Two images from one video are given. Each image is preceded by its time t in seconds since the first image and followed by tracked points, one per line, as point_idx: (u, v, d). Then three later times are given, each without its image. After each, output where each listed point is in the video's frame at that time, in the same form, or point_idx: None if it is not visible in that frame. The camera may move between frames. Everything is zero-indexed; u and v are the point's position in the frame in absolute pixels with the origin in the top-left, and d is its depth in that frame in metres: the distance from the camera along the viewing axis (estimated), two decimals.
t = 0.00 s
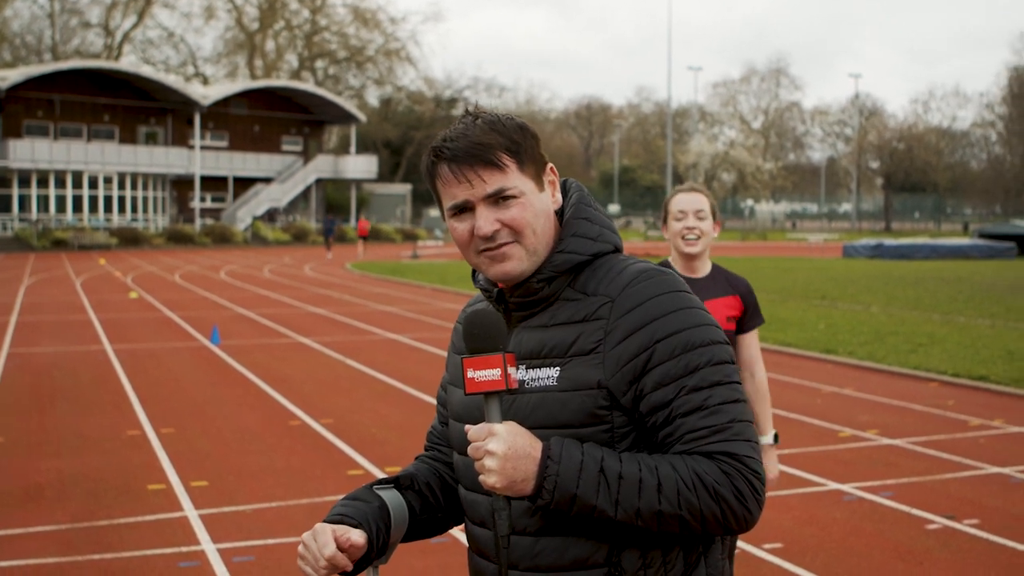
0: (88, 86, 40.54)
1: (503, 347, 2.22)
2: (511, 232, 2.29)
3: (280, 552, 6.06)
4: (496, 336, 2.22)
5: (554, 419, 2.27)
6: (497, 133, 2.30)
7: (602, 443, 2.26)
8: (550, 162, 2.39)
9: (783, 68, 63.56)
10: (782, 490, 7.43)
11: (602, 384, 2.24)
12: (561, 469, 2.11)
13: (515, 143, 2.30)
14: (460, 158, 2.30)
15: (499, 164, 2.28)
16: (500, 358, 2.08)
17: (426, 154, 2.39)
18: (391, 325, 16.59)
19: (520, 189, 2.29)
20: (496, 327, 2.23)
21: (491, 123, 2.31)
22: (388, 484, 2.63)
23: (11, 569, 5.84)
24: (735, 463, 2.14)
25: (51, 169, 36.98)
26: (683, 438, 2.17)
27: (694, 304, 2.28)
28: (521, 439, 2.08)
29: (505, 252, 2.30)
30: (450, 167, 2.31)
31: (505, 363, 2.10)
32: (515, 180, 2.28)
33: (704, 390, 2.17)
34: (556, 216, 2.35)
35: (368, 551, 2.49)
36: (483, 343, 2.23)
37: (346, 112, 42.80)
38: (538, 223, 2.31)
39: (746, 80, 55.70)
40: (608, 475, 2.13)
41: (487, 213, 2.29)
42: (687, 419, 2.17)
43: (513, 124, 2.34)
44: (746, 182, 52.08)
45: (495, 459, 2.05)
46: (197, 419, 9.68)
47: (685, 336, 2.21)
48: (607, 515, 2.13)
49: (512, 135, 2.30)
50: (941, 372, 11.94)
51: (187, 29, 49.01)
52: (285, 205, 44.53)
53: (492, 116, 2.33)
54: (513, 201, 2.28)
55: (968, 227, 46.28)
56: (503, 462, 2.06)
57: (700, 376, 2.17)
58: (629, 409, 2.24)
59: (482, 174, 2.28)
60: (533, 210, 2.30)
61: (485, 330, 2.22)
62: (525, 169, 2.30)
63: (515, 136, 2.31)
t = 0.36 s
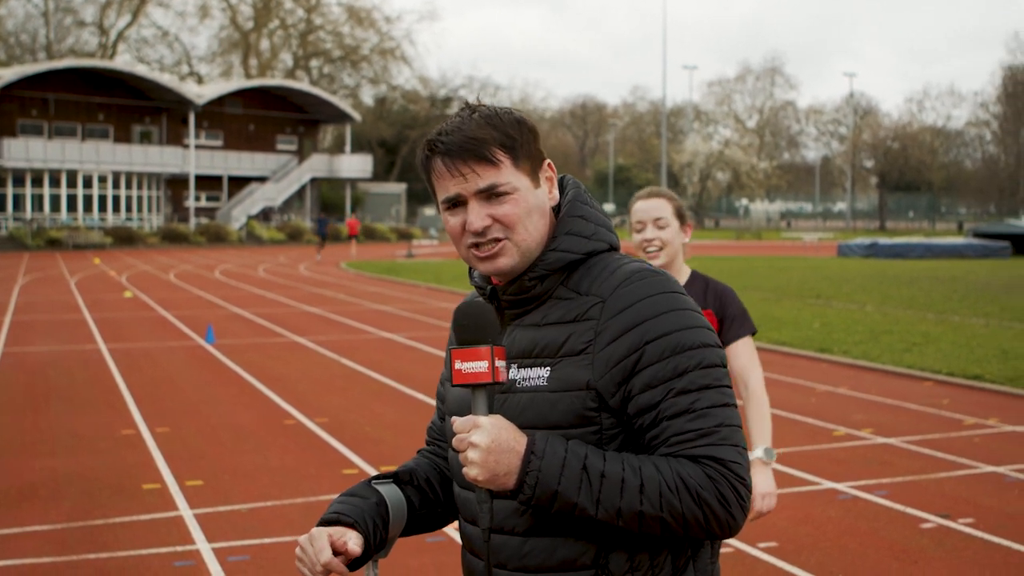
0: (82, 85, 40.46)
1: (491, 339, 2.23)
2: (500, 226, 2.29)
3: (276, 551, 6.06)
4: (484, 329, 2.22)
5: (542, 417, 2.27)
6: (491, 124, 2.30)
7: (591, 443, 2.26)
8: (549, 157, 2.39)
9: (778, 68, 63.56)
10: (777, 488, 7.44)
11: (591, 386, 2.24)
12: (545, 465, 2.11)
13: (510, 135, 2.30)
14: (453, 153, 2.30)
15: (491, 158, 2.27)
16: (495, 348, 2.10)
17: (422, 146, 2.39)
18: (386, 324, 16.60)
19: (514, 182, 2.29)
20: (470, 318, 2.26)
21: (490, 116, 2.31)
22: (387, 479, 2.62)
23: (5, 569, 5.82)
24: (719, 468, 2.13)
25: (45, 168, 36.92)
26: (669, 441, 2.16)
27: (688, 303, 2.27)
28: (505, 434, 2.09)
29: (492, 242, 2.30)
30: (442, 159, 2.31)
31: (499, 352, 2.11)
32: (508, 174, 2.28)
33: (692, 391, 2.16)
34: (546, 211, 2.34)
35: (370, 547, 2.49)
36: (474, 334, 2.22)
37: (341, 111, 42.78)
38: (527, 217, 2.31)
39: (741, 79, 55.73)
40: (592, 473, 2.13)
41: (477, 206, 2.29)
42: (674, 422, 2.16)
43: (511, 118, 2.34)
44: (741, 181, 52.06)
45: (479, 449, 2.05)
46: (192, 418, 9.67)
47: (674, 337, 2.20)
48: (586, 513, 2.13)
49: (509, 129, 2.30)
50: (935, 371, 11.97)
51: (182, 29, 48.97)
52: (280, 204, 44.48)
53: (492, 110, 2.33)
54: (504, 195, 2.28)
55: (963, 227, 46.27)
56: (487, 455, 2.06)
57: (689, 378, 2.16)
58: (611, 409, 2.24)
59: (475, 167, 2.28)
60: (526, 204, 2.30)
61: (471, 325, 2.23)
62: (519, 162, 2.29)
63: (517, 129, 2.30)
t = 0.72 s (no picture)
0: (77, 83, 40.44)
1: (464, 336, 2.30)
2: (460, 224, 2.28)
3: (270, 549, 6.05)
4: (444, 331, 2.29)
5: (518, 415, 2.22)
6: (469, 130, 2.22)
7: (554, 447, 2.19)
8: (543, 147, 2.22)
9: (773, 66, 63.59)
10: (772, 487, 7.45)
11: (553, 390, 2.17)
12: (477, 467, 2.12)
13: (469, 135, 2.21)
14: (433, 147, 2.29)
15: (450, 159, 2.23)
16: (465, 350, 2.17)
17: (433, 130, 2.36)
18: (381, 322, 16.58)
19: (463, 186, 2.23)
20: (451, 309, 2.34)
21: (454, 117, 2.24)
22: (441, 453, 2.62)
23: None
24: (650, 491, 2.01)
25: (40, 167, 36.91)
26: (611, 456, 2.07)
27: (661, 313, 2.12)
28: (449, 432, 2.15)
29: (459, 237, 2.31)
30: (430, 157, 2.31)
31: (454, 350, 2.16)
32: (455, 180, 2.23)
33: (637, 407, 2.05)
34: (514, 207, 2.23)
35: (420, 521, 2.52)
36: (437, 336, 2.29)
37: (336, 109, 42.78)
38: (486, 217, 2.25)
39: (736, 78, 55.80)
40: (521, 479, 2.10)
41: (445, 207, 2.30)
42: (614, 435, 2.07)
43: (487, 113, 2.22)
44: (736, 180, 52.05)
45: (420, 443, 2.15)
46: (188, 417, 9.65)
47: (628, 349, 2.08)
48: (517, 519, 2.10)
49: (469, 130, 2.20)
50: (929, 369, 11.98)
51: (176, 27, 48.89)
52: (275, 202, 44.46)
53: (448, 137, 2.23)
54: (458, 197, 2.24)
55: (958, 225, 46.33)
56: (430, 450, 2.15)
57: (635, 393, 2.05)
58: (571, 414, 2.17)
59: (441, 166, 2.26)
60: (480, 209, 2.24)
61: (442, 318, 2.30)
62: (473, 165, 2.21)
63: (480, 129, 2.20)
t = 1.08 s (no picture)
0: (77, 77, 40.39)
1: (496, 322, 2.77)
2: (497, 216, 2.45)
3: (270, 544, 6.06)
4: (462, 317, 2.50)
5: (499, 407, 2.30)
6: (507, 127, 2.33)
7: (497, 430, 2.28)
8: (567, 150, 2.30)
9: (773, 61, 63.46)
10: (771, 481, 7.47)
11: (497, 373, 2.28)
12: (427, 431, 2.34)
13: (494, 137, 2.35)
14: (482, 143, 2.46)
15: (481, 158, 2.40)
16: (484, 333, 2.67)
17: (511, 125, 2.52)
18: (380, 317, 16.57)
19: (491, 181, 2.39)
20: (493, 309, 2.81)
21: (489, 121, 2.38)
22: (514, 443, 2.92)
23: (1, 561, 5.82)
24: (487, 460, 2.09)
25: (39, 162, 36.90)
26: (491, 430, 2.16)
27: (568, 300, 2.13)
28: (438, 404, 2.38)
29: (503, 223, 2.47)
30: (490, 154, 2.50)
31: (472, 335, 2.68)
32: (489, 176, 2.38)
33: (508, 383, 2.12)
34: (527, 198, 2.35)
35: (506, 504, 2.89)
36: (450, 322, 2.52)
37: (335, 104, 42.72)
38: (516, 211, 2.38)
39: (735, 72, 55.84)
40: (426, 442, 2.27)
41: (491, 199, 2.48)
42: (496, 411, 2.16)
43: (518, 114, 2.34)
44: (736, 174, 51.93)
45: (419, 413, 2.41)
46: (187, 411, 9.68)
47: (516, 330, 2.14)
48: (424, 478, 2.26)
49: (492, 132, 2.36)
50: (929, 364, 11.99)
51: (176, 21, 48.92)
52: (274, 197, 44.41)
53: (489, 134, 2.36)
54: (490, 192, 2.41)
55: (958, 220, 46.22)
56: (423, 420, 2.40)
57: (508, 368, 2.12)
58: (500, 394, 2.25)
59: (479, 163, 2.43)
60: (508, 204, 2.39)
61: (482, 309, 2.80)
62: (495, 165, 2.35)
63: (504, 127, 2.32)
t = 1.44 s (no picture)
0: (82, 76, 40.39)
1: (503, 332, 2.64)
2: (513, 222, 2.42)
3: (276, 542, 6.06)
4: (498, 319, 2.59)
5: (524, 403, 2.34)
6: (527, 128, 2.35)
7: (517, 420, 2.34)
8: (586, 151, 2.32)
9: (778, 59, 63.32)
10: (778, 480, 7.46)
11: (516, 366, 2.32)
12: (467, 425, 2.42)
13: (515, 138, 2.36)
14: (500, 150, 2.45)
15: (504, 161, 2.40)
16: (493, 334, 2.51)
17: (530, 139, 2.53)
18: (385, 317, 16.55)
19: (512, 183, 2.37)
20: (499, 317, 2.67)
21: (509, 124, 2.38)
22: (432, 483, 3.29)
23: (4, 560, 5.81)
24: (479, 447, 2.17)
25: (45, 160, 36.92)
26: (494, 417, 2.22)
27: (561, 290, 2.17)
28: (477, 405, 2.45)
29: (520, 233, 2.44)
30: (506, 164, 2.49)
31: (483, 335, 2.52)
32: (506, 177, 2.38)
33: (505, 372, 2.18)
34: (545, 197, 2.35)
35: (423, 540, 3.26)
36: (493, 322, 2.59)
37: (340, 103, 42.70)
38: (535, 213, 2.37)
39: (741, 70, 55.77)
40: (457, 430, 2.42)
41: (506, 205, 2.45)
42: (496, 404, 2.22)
43: (539, 118, 2.36)
44: (742, 173, 51.78)
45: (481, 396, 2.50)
46: (192, 410, 9.67)
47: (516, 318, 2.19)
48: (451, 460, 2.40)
49: (515, 135, 2.36)
50: (935, 363, 11.98)
51: (181, 20, 48.94)
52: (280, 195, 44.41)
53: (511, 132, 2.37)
54: (508, 195, 2.39)
55: (964, 219, 46.08)
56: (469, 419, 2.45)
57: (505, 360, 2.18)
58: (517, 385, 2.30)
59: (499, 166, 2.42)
60: (527, 206, 2.37)
61: (489, 315, 2.66)
62: (518, 166, 2.35)
63: (528, 131, 2.34)
